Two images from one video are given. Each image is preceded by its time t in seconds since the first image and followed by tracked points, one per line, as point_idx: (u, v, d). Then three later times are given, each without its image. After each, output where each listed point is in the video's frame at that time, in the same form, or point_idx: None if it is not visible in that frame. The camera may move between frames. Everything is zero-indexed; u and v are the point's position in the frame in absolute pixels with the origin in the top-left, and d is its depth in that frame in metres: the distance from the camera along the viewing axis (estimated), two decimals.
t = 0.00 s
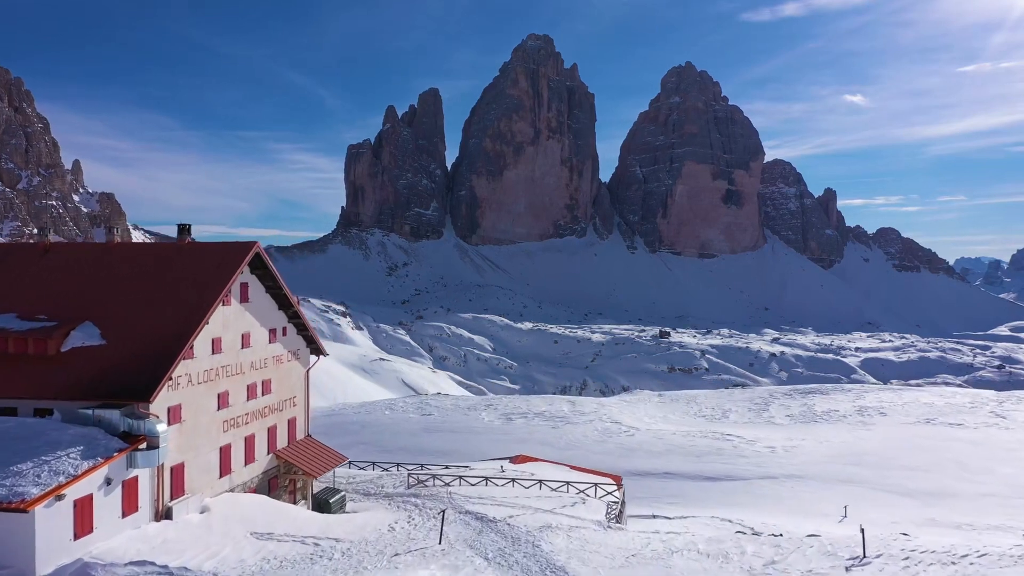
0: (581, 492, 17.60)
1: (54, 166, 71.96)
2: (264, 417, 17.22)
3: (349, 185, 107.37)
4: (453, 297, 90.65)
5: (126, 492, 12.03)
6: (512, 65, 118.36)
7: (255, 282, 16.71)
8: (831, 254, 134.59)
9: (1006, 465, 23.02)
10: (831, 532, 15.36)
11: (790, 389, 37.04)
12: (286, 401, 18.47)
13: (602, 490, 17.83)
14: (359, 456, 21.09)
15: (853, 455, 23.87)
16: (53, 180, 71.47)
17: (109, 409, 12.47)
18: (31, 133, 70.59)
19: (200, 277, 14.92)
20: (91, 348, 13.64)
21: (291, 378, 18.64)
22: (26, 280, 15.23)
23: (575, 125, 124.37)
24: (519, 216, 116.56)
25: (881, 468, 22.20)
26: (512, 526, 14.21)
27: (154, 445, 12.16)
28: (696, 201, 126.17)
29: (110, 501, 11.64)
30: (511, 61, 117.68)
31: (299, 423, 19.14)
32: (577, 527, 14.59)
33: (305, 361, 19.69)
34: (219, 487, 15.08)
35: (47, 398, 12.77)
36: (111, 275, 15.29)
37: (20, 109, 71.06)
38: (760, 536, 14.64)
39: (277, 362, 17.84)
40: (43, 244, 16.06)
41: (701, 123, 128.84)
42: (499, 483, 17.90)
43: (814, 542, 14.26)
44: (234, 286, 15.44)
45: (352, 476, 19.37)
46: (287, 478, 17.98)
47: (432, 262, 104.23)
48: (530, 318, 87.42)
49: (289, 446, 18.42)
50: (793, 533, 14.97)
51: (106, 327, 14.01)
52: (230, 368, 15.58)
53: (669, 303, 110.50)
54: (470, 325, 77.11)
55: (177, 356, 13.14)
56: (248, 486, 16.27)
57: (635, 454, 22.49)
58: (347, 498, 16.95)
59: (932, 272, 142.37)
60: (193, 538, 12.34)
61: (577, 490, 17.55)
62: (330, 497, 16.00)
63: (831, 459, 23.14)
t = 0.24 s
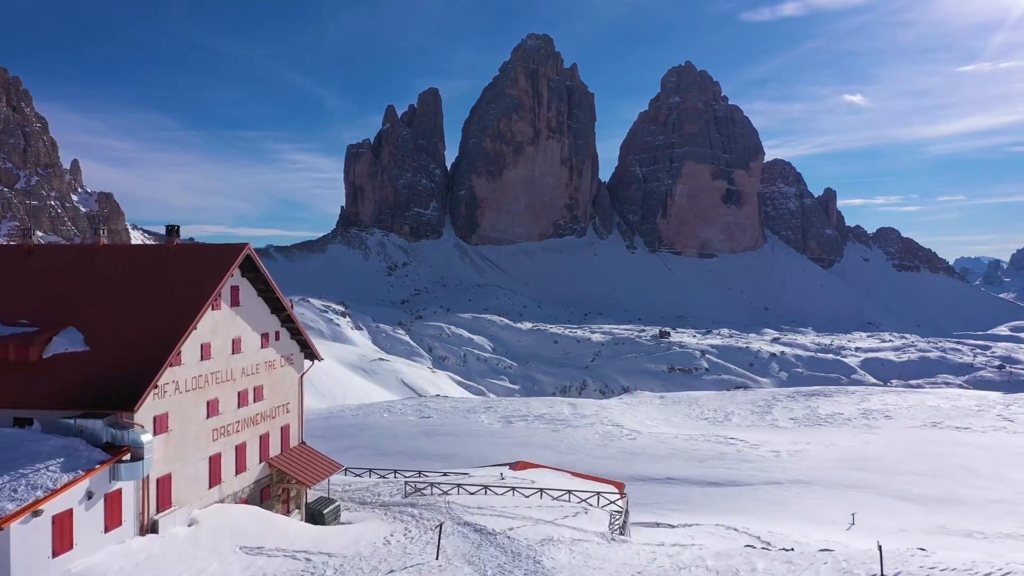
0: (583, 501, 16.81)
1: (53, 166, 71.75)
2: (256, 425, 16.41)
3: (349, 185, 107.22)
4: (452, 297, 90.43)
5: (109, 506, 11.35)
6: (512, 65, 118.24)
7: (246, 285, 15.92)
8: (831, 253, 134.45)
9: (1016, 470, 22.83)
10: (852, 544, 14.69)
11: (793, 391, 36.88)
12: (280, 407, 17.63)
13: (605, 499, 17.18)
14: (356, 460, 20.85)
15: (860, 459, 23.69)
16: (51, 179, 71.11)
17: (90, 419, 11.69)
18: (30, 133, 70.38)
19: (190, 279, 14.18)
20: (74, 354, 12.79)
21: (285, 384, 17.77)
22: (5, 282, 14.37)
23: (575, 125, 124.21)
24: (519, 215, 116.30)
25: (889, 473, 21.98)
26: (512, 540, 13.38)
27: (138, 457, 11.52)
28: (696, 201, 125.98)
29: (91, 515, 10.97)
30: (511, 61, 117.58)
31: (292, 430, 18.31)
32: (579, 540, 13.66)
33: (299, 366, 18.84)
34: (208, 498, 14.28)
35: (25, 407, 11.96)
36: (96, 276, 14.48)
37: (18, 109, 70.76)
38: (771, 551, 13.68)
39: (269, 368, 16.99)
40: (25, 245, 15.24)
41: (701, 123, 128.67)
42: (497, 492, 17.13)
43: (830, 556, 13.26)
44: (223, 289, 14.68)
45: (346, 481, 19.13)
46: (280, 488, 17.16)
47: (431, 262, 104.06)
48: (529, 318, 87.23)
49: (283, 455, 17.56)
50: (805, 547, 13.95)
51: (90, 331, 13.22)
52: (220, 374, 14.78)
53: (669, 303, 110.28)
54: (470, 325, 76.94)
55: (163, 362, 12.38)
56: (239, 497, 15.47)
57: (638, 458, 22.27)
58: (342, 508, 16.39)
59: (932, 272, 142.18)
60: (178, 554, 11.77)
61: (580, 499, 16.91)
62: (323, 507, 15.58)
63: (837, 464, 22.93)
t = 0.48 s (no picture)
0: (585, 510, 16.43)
1: (52, 166, 71.60)
2: (248, 432, 15.92)
3: (348, 185, 107.14)
4: (452, 297, 90.21)
5: (92, 519, 10.92)
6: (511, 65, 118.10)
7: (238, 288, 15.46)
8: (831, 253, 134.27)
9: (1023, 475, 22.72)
10: (860, 553, 14.60)
11: (796, 393, 36.72)
12: (274, 413, 17.11)
13: (608, 507, 16.67)
14: (355, 462, 20.74)
15: (865, 463, 23.53)
16: (50, 179, 70.90)
17: (75, 429, 11.29)
18: (28, 133, 70.16)
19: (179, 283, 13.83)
20: (58, 361, 12.41)
21: (279, 389, 17.24)
22: None
23: (575, 125, 124.10)
24: (519, 215, 116.16)
25: (894, 478, 21.83)
26: (513, 552, 13.03)
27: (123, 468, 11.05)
28: (696, 201, 125.77)
29: (74, 530, 10.54)
30: (511, 60, 117.44)
31: (286, 436, 17.79)
32: (583, 553, 13.20)
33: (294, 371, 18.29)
34: (198, 509, 13.81)
35: (6, 416, 11.51)
36: (84, 281, 14.11)
37: (17, 108, 70.42)
38: (780, 564, 13.16)
39: (261, 374, 16.50)
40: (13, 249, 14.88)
41: (701, 122, 128.43)
42: (498, 500, 16.77)
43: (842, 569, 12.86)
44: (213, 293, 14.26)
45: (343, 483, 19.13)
46: (273, 496, 16.65)
47: (431, 262, 103.87)
48: (529, 317, 87.05)
49: (277, 462, 17.03)
50: (815, 561, 13.36)
51: (77, 338, 12.83)
52: (210, 381, 14.32)
53: (669, 303, 110.09)
54: (470, 325, 76.74)
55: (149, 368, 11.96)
56: (231, 507, 15.01)
57: (638, 462, 22.16)
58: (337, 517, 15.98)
59: (933, 271, 142.01)
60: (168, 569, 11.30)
61: (582, 507, 16.39)
62: (318, 518, 14.93)
63: (842, 468, 22.79)
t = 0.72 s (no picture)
0: (587, 520, 15.42)
1: (50, 166, 71.37)
2: (240, 441, 15.03)
3: (348, 185, 107.04)
4: (452, 297, 89.99)
5: (73, 536, 10.08)
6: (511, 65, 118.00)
7: (229, 291, 14.59)
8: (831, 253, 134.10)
9: None
10: (870, 563, 14.35)
11: (799, 395, 36.52)
12: (266, 421, 16.22)
13: (610, 518, 15.89)
14: (352, 467, 20.46)
15: (873, 468, 23.33)
16: (49, 179, 70.62)
17: (54, 439, 10.37)
18: (26, 133, 69.83)
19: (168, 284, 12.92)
20: (38, 368, 11.42)
21: (271, 396, 16.35)
22: None
23: (575, 125, 123.99)
24: (519, 215, 115.88)
25: (902, 484, 21.58)
26: (513, 568, 12.05)
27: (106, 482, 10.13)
28: (696, 200, 125.52)
29: (52, 547, 9.73)
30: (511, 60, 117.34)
31: (280, 444, 16.90)
32: (585, 569, 12.27)
33: (288, 377, 17.38)
34: (186, 522, 12.97)
35: None
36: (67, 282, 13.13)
37: (16, 108, 70.13)
38: None
39: (253, 380, 15.60)
40: None
41: (701, 122, 128.26)
42: (497, 510, 15.85)
43: None
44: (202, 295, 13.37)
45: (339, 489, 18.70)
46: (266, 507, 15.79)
47: (431, 262, 103.63)
48: (529, 317, 86.88)
49: (270, 471, 16.16)
50: None
51: (58, 342, 11.86)
52: (199, 388, 13.43)
53: (669, 303, 109.84)
54: (469, 325, 76.56)
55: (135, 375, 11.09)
56: (221, 520, 14.15)
57: (642, 466, 21.95)
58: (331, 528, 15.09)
59: (933, 271, 141.88)
60: None
61: (583, 518, 15.60)
62: (311, 529, 13.86)
63: (849, 473, 22.55)
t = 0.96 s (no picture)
0: (590, 532, 14.38)
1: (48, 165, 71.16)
2: (231, 450, 14.49)
3: (347, 185, 106.86)
4: (452, 297, 89.77)
5: (52, 553, 9.45)
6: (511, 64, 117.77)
7: (219, 295, 14.07)
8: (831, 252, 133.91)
9: None
10: (879, 573, 14.11)
11: (802, 397, 36.32)
12: (258, 428, 15.69)
13: (615, 528, 14.98)
14: (349, 471, 20.23)
15: (880, 473, 23.14)
16: (47, 179, 70.38)
17: (34, 452, 9.78)
18: (24, 133, 69.61)
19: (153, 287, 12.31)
20: (17, 377, 10.78)
21: (263, 403, 15.82)
22: None
23: (574, 124, 123.88)
24: (518, 215, 115.72)
25: (910, 490, 21.33)
26: None
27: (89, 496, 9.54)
28: (696, 200, 125.28)
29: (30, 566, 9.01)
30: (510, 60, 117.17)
31: (273, 452, 16.37)
32: None
33: (281, 383, 16.84)
34: (174, 535, 12.47)
35: None
36: (48, 286, 12.46)
37: (14, 108, 69.89)
38: None
39: (245, 387, 15.07)
40: None
41: (701, 122, 128.09)
42: (497, 520, 14.99)
43: None
44: (191, 299, 12.83)
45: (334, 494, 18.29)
46: (257, 517, 15.30)
47: (431, 262, 103.45)
48: (529, 317, 86.71)
49: (262, 480, 15.63)
50: None
51: (38, 348, 11.22)
52: (187, 396, 12.92)
53: (669, 303, 109.62)
54: (469, 325, 76.38)
55: (119, 383, 10.55)
56: (211, 533, 13.64)
57: (645, 471, 21.74)
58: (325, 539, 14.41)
59: (932, 271, 141.75)
60: None
61: (585, 528, 14.70)
62: (305, 542, 12.88)
63: (856, 478, 22.33)
